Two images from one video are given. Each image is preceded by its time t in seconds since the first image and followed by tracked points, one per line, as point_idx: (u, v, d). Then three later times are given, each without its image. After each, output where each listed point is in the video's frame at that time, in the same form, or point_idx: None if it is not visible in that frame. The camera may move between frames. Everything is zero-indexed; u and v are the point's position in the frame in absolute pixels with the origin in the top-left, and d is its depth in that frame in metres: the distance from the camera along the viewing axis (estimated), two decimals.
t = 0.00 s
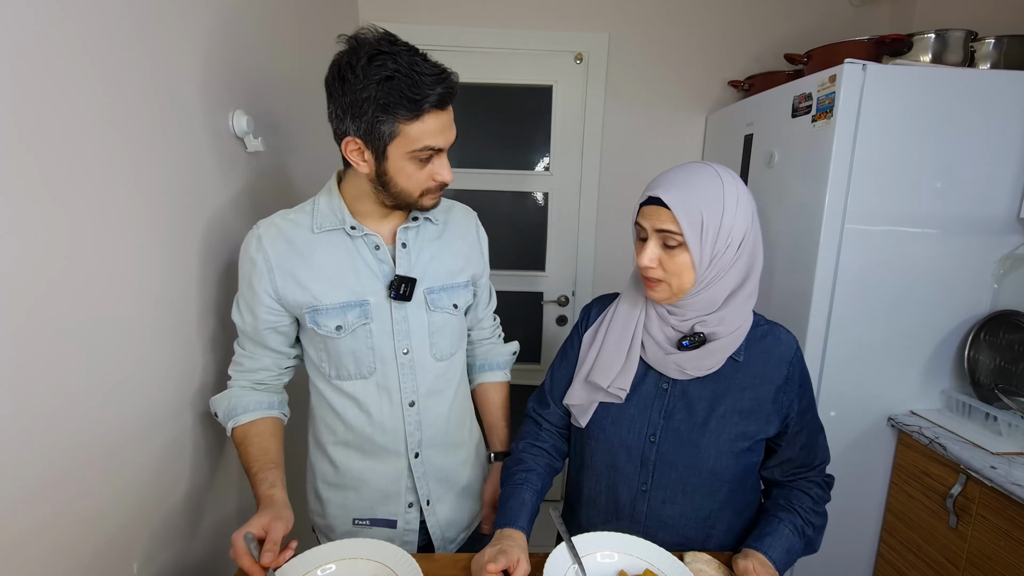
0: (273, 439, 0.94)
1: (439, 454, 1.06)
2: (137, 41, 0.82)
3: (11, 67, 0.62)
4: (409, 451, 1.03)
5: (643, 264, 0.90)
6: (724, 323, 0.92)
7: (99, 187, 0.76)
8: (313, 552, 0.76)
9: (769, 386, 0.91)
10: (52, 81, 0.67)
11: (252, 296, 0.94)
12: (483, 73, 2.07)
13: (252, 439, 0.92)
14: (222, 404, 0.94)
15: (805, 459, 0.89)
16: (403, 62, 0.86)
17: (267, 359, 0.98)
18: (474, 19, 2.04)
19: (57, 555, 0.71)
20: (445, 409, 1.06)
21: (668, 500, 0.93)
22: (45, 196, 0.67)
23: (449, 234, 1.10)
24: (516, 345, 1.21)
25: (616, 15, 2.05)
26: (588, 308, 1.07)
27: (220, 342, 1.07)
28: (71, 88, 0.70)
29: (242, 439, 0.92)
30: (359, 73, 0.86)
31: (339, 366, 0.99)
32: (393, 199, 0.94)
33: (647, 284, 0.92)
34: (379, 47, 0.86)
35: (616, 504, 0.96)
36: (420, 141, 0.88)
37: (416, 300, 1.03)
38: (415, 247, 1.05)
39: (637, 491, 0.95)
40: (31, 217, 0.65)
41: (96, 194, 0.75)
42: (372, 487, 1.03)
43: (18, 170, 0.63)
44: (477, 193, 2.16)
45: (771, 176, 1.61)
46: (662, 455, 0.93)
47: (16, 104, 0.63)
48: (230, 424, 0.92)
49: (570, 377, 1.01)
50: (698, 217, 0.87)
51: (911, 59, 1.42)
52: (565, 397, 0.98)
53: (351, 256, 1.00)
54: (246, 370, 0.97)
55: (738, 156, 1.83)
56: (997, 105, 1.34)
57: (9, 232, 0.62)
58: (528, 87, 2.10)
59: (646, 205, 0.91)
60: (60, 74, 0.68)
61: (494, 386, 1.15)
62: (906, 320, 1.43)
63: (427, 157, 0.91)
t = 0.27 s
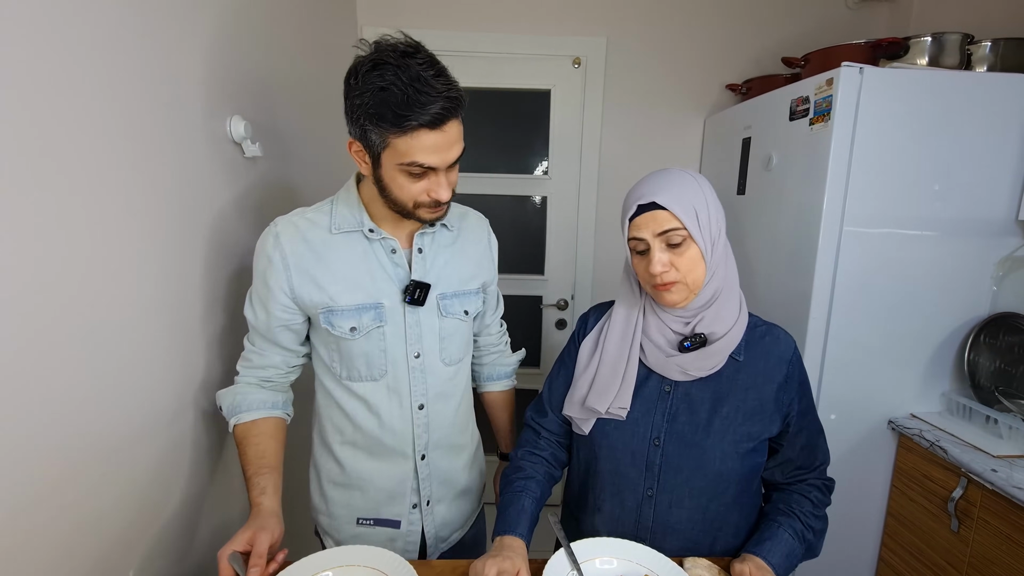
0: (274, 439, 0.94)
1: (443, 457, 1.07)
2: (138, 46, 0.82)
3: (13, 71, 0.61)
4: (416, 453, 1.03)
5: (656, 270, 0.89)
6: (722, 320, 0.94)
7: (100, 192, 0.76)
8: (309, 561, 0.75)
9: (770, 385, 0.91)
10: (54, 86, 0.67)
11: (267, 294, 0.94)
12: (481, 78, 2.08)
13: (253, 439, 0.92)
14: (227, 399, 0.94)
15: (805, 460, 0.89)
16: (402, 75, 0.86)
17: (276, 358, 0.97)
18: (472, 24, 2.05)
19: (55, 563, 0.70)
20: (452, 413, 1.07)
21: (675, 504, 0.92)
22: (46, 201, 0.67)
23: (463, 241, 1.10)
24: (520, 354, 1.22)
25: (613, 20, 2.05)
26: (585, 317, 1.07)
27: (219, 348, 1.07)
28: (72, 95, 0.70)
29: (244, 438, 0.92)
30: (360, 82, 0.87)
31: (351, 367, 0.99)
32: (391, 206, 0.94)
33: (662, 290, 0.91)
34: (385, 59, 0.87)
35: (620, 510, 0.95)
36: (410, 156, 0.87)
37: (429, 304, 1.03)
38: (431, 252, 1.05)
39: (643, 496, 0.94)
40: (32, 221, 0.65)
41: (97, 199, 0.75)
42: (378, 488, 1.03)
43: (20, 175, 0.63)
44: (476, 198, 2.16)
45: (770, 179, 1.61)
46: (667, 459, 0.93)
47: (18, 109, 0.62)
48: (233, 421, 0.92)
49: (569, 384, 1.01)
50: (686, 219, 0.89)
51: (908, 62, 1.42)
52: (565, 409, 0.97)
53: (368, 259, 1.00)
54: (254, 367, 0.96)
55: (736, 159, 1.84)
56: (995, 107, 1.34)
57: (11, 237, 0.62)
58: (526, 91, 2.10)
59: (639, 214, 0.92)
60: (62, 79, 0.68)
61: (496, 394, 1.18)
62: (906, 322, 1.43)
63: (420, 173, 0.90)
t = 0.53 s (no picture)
0: (276, 436, 0.92)
1: (450, 453, 1.07)
2: (139, 51, 0.82)
3: (17, 77, 0.61)
4: (424, 448, 1.03)
5: (637, 270, 0.90)
6: (713, 318, 0.93)
7: (101, 198, 0.75)
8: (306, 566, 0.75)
9: (764, 382, 0.91)
10: (56, 91, 0.67)
11: (283, 289, 0.94)
12: (479, 81, 2.08)
13: (256, 436, 0.90)
14: (232, 393, 0.92)
15: (802, 458, 0.88)
16: (413, 86, 0.86)
17: (286, 352, 0.96)
18: (470, 27, 2.05)
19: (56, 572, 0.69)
20: (460, 411, 1.07)
21: (674, 506, 0.92)
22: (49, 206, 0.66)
23: (474, 244, 1.10)
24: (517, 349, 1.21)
25: (610, 23, 2.06)
26: (577, 326, 1.07)
27: (216, 353, 1.06)
28: (75, 100, 0.70)
29: (246, 433, 0.90)
30: (371, 91, 0.88)
31: (364, 364, 0.98)
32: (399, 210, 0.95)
33: (646, 290, 0.92)
34: (398, 71, 0.87)
35: (619, 516, 0.95)
36: (416, 166, 0.87)
37: (441, 304, 1.03)
38: (445, 255, 1.06)
39: (642, 499, 0.93)
40: (35, 227, 0.64)
41: (97, 204, 0.74)
42: (386, 481, 1.02)
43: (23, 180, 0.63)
44: (474, 201, 2.16)
45: (767, 181, 1.61)
46: (665, 460, 0.92)
47: (21, 114, 0.62)
48: (236, 415, 0.90)
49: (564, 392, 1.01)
50: (669, 219, 0.89)
51: (904, 64, 1.43)
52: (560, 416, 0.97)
53: (383, 259, 1.01)
54: (262, 360, 0.95)
55: (734, 161, 1.84)
56: (992, 108, 1.34)
57: (14, 243, 0.62)
58: (525, 95, 2.10)
59: (622, 214, 0.92)
60: (64, 84, 0.68)
61: (494, 390, 1.17)
62: (905, 324, 1.43)
63: (425, 182, 0.90)
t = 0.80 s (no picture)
0: (287, 426, 0.94)
1: (449, 450, 1.06)
2: (137, 52, 0.81)
3: (12, 79, 0.61)
4: (424, 445, 1.02)
5: (634, 271, 0.90)
6: (710, 318, 0.93)
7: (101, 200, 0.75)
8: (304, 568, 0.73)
9: (761, 381, 0.90)
10: (53, 92, 0.67)
11: (292, 284, 0.95)
12: (478, 82, 2.07)
13: (267, 425, 0.92)
14: (243, 381, 0.93)
15: (801, 458, 0.88)
16: (415, 90, 0.86)
17: (293, 344, 0.97)
18: (469, 28, 2.05)
19: None
20: (461, 411, 1.07)
21: (672, 506, 0.92)
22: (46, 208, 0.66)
23: (479, 247, 1.10)
24: (526, 355, 1.20)
25: (609, 23, 2.05)
26: (574, 329, 1.07)
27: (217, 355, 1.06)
28: (75, 104, 0.70)
29: (257, 422, 0.92)
30: (376, 95, 0.89)
31: (366, 360, 0.98)
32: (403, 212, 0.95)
33: (642, 290, 0.91)
34: (402, 75, 0.88)
35: (617, 517, 0.94)
36: (417, 166, 0.88)
37: (443, 305, 1.03)
38: (448, 256, 1.05)
39: (640, 499, 0.93)
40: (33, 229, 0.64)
41: (95, 206, 0.74)
42: (386, 476, 1.02)
43: (19, 182, 0.62)
44: (474, 201, 2.16)
45: (767, 182, 1.61)
46: (662, 460, 0.92)
47: (17, 116, 0.62)
48: (249, 402, 0.92)
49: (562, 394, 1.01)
50: (664, 220, 0.89)
51: (904, 65, 1.42)
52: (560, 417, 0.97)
53: (388, 259, 1.01)
54: (273, 351, 0.96)
55: (733, 162, 1.83)
56: (991, 109, 1.34)
57: (11, 246, 0.61)
58: (524, 95, 2.10)
59: (617, 215, 0.92)
60: (61, 86, 0.67)
61: (502, 395, 1.16)
62: (905, 324, 1.43)
63: (427, 183, 0.90)
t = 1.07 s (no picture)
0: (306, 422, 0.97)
1: (452, 446, 1.06)
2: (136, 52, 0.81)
3: (8, 79, 0.60)
4: (426, 440, 1.02)
5: (634, 268, 0.90)
6: (709, 318, 0.93)
7: (100, 201, 0.75)
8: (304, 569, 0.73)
9: (762, 378, 0.90)
10: (51, 92, 0.66)
11: (300, 282, 0.96)
12: (478, 81, 2.07)
13: (287, 421, 0.95)
14: (262, 379, 0.97)
15: (802, 457, 0.88)
16: (411, 92, 0.86)
17: (304, 341, 0.99)
18: (469, 28, 2.05)
19: None
20: (465, 408, 1.06)
21: (672, 504, 0.91)
22: (45, 209, 0.66)
23: (483, 245, 1.09)
24: (534, 355, 1.19)
25: (609, 23, 2.05)
26: (575, 328, 1.07)
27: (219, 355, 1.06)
28: (73, 104, 0.70)
29: (276, 419, 0.95)
30: (374, 98, 0.89)
31: (370, 354, 0.99)
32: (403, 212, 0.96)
33: (641, 287, 0.91)
34: (400, 78, 0.88)
35: (618, 516, 0.94)
36: (414, 166, 0.88)
37: (445, 302, 1.02)
38: (450, 254, 1.04)
39: (640, 497, 0.93)
40: (31, 230, 0.64)
41: (94, 207, 0.74)
42: (389, 471, 1.02)
43: (17, 183, 0.62)
44: (475, 201, 2.16)
45: (768, 181, 1.60)
46: (662, 458, 0.92)
47: (14, 116, 0.61)
48: (268, 400, 0.96)
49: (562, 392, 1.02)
50: (667, 219, 0.89)
51: (904, 63, 1.42)
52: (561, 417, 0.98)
53: (391, 256, 1.01)
54: (287, 349, 0.99)
55: (734, 161, 1.83)
56: (991, 107, 1.34)
57: (8, 246, 0.61)
58: (524, 95, 2.10)
59: (623, 211, 0.92)
60: (59, 87, 0.67)
61: (510, 393, 1.15)
62: (906, 323, 1.43)
63: (424, 183, 0.90)
